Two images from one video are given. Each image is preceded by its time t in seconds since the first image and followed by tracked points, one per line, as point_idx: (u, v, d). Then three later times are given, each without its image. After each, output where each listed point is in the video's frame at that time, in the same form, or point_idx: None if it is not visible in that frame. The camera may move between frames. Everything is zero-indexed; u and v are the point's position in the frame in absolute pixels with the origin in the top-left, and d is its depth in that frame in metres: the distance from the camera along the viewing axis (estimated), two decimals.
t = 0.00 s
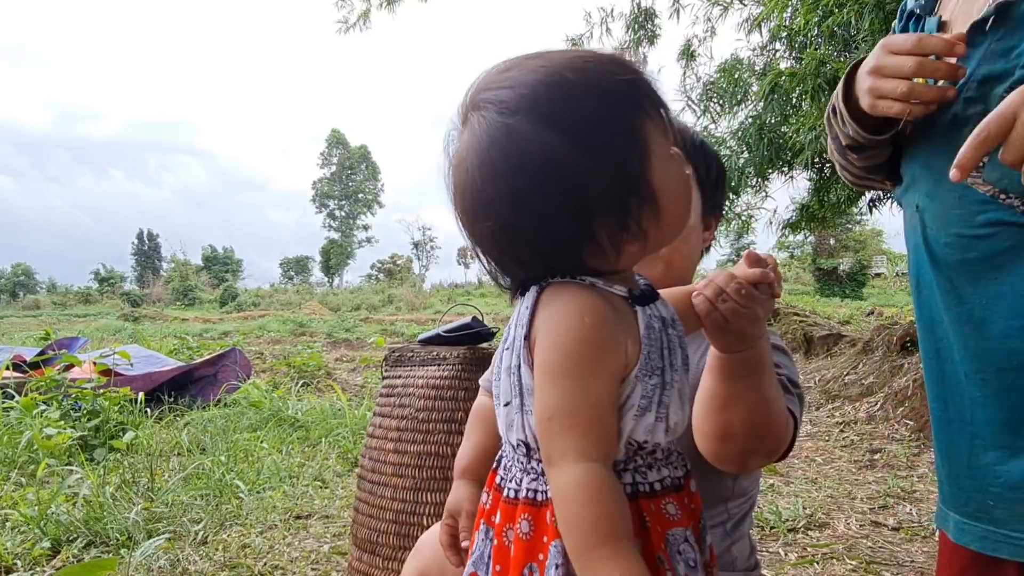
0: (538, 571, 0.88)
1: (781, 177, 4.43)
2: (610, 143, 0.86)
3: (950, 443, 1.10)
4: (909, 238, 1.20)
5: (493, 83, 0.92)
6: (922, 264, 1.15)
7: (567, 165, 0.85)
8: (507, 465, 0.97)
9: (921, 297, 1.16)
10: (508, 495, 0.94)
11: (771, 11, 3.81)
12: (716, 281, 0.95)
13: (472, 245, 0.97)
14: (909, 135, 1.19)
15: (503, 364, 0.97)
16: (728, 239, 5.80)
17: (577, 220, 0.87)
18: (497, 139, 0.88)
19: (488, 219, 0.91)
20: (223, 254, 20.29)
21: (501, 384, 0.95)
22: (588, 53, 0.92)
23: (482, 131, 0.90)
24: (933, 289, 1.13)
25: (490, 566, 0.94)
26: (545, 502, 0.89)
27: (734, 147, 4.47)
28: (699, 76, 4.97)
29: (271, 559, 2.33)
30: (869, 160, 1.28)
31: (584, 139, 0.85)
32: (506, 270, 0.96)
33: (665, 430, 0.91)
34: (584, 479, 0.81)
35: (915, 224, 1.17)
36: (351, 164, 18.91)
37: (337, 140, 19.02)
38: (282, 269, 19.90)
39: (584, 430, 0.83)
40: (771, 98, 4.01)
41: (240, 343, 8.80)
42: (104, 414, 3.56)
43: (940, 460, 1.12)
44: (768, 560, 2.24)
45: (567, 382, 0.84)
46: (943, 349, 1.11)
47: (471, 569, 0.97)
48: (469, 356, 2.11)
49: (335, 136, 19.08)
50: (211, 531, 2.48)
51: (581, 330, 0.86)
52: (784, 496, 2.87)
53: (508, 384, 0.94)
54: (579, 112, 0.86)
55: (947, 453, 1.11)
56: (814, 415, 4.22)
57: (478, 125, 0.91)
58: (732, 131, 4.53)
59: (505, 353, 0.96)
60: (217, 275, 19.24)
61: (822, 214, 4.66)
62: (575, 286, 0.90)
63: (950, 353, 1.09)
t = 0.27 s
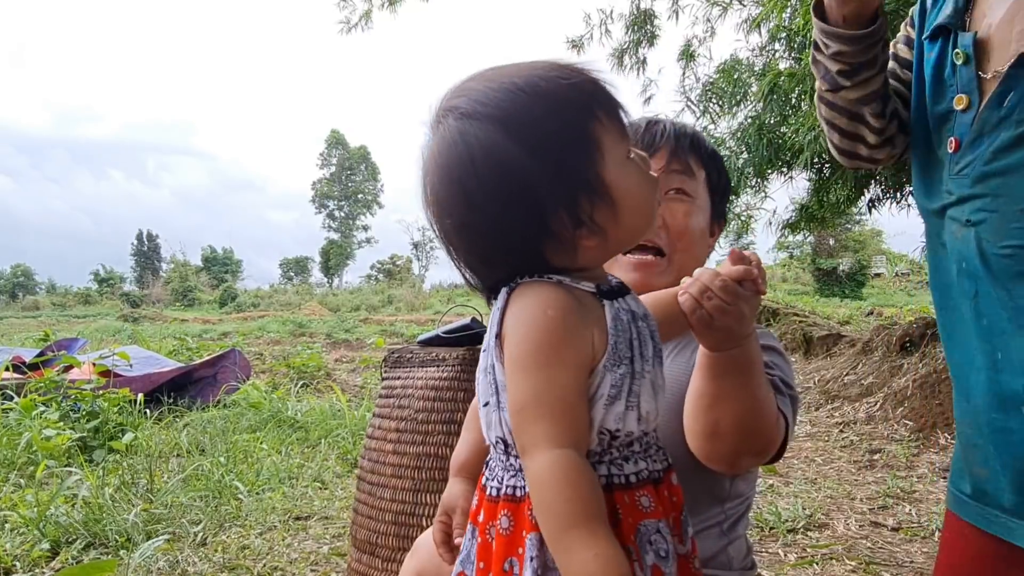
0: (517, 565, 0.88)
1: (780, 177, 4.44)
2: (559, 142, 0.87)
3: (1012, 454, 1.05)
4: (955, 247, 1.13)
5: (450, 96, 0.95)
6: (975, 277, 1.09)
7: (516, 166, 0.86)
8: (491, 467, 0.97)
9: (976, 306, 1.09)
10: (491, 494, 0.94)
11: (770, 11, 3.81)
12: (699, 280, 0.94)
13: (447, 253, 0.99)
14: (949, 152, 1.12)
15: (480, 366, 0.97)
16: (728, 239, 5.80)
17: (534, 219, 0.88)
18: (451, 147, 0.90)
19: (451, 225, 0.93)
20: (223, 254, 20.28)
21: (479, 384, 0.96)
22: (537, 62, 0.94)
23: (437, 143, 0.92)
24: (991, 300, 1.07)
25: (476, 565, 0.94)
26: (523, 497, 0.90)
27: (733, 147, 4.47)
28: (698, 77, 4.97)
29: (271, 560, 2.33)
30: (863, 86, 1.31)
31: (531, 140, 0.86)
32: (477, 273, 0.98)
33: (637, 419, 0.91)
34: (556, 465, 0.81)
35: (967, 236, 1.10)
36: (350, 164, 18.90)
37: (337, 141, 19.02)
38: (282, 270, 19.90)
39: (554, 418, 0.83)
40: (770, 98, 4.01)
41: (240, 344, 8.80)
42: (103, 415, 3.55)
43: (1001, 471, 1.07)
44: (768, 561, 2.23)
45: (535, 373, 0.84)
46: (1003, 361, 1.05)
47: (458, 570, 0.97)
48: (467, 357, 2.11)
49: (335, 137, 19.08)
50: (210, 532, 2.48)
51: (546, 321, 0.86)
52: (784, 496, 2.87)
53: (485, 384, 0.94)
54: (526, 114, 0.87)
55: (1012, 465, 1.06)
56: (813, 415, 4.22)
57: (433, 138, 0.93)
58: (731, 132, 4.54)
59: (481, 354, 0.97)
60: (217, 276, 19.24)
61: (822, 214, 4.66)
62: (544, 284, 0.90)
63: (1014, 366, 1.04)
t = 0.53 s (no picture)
0: (533, 570, 0.88)
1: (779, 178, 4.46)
2: (549, 142, 0.88)
3: None
4: (979, 278, 1.12)
5: (441, 93, 0.96)
6: (1012, 303, 1.08)
7: (504, 163, 0.87)
8: (492, 473, 0.96)
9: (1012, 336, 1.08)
10: (497, 501, 0.94)
11: (769, 11, 3.80)
12: (649, 294, 0.94)
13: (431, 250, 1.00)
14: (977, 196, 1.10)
15: (476, 368, 0.96)
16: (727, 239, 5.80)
17: (519, 216, 0.89)
18: (441, 140, 0.91)
19: (437, 217, 0.93)
20: (222, 255, 20.27)
21: (476, 388, 0.95)
22: (531, 64, 0.95)
23: (426, 135, 0.93)
24: None
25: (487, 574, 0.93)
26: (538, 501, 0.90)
27: (732, 148, 4.49)
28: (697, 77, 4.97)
29: (269, 562, 2.33)
30: (872, 167, 1.29)
31: (520, 137, 0.88)
32: (459, 270, 0.98)
33: (641, 412, 0.93)
34: (559, 461, 0.81)
35: (1004, 267, 1.08)
36: (350, 165, 18.88)
37: (336, 141, 19.01)
38: (281, 270, 19.90)
39: (558, 415, 0.83)
40: (769, 99, 4.00)
41: (239, 344, 8.80)
42: (102, 416, 3.55)
43: None
44: (767, 562, 2.23)
45: (537, 370, 0.84)
46: None
47: None
48: (465, 358, 2.11)
49: (334, 137, 19.08)
50: (209, 533, 2.48)
51: (548, 316, 0.86)
52: (783, 497, 2.87)
53: (484, 388, 0.93)
54: (515, 112, 0.89)
55: None
56: (813, 416, 4.22)
57: (423, 129, 0.94)
58: (730, 133, 4.55)
59: (476, 356, 0.96)
60: (217, 276, 19.23)
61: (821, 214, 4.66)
62: (542, 282, 0.90)
63: None
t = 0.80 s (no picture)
0: None
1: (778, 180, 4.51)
2: (567, 139, 0.87)
3: None
4: None
5: (495, 55, 0.95)
6: None
7: (518, 145, 0.87)
8: (499, 477, 0.96)
9: None
10: (503, 505, 0.94)
11: (768, 11, 3.80)
12: (648, 285, 0.98)
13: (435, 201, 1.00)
14: None
15: (483, 376, 0.96)
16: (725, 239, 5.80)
17: (518, 205, 0.89)
18: (471, 103, 0.91)
19: (446, 179, 0.94)
20: (220, 255, 20.27)
21: (484, 395, 0.94)
22: (585, 56, 0.94)
23: (461, 93, 0.93)
24: None
25: None
26: (544, 507, 0.90)
27: (731, 148, 4.51)
28: (696, 78, 4.98)
29: (268, 563, 2.33)
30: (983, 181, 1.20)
31: (542, 126, 0.87)
32: (458, 240, 0.99)
33: (654, 420, 0.93)
34: (604, 475, 0.80)
35: None
36: (349, 165, 18.87)
37: (336, 142, 19.00)
38: (280, 271, 19.91)
39: (592, 428, 0.82)
40: (768, 99, 4.01)
41: (238, 344, 8.80)
42: (100, 417, 3.55)
43: None
44: (765, 562, 2.23)
45: (562, 384, 0.83)
46: None
47: None
48: (464, 359, 2.11)
49: (334, 137, 19.08)
50: (207, 534, 2.48)
51: (567, 328, 0.84)
52: (782, 497, 2.87)
53: (492, 396, 0.93)
54: (549, 101, 0.88)
55: None
56: (811, 416, 4.22)
57: (461, 86, 0.94)
58: (729, 133, 4.57)
59: (485, 363, 0.95)
60: (215, 277, 19.23)
61: (819, 214, 4.67)
62: (550, 289, 0.89)
63: None
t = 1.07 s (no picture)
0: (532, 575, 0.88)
1: (777, 178, 4.49)
2: (575, 141, 0.86)
3: None
4: None
5: (496, 59, 0.95)
6: None
7: (525, 152, 0.87)
8: (503, 472, 0.96)
9: None
10: (505, 501, 0.94)
11: (767, 12, 3.81)
12: (670, 286, 0.94)
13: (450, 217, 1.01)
14: None
15: (490, 372, 0.96)
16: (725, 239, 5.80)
17: (530, 213, 0.89)
18: (474, 114, 0.91)
19: (457, 191, 0.94)
20: (219, 255, 20.26)
21: (490, 390, 0.95)
22: (588, 54, 0.93)
23: (463, 104, 0.94)
24: None
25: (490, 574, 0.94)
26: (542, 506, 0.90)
27: (731, 148, 4.53)
28: (696, 78, 4.98)
29: (267, 562, 2.33)
30: None
31: (547, 131, 0.86)
32: (475, 250, 0.99)
33: (656, 427, 0.93)
34: (572, 484, 0.81)
35: None
36: (348, 165, 18.86)
37: (335, 142, 18.99)
38: (279, 271, 19.90)
39: (571, 437, 0.82)
40: (767, 99, 4.01)
41: (236, 345, 8.80)
42: (99, 416, 3.55)
43: None
44: (764, 562, 2.24)
45: (553, 390, 0.83)
46: None
47: None
48: (463, 358, 2.10)
49: (333, 137, 19.07)
50: (207, 534, 2.48)
51: (565, 334, 0.85)
52: (781, 497, 2.87)
53: (496, 392, 0.94)
54: (552, 105, 0.87)
55: None
56: (810, 416, 4.23)
57: (462, 97, 0.95)
58: (729, 133, 4.58)
59: (492, 359, 0.96)
60: (214, 277, 19.22)
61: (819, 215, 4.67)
62: (558, 290, 0.89)
63: None
